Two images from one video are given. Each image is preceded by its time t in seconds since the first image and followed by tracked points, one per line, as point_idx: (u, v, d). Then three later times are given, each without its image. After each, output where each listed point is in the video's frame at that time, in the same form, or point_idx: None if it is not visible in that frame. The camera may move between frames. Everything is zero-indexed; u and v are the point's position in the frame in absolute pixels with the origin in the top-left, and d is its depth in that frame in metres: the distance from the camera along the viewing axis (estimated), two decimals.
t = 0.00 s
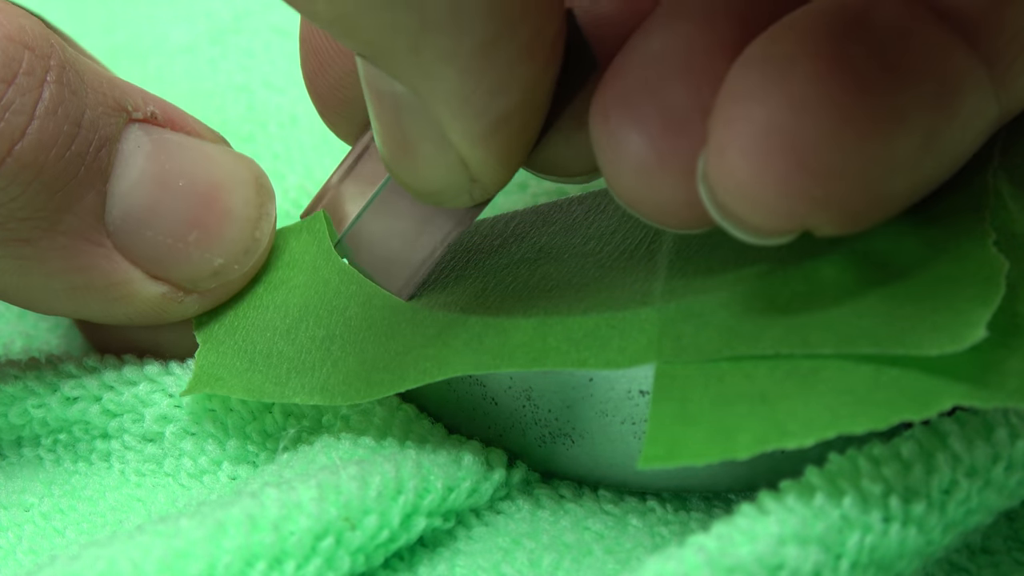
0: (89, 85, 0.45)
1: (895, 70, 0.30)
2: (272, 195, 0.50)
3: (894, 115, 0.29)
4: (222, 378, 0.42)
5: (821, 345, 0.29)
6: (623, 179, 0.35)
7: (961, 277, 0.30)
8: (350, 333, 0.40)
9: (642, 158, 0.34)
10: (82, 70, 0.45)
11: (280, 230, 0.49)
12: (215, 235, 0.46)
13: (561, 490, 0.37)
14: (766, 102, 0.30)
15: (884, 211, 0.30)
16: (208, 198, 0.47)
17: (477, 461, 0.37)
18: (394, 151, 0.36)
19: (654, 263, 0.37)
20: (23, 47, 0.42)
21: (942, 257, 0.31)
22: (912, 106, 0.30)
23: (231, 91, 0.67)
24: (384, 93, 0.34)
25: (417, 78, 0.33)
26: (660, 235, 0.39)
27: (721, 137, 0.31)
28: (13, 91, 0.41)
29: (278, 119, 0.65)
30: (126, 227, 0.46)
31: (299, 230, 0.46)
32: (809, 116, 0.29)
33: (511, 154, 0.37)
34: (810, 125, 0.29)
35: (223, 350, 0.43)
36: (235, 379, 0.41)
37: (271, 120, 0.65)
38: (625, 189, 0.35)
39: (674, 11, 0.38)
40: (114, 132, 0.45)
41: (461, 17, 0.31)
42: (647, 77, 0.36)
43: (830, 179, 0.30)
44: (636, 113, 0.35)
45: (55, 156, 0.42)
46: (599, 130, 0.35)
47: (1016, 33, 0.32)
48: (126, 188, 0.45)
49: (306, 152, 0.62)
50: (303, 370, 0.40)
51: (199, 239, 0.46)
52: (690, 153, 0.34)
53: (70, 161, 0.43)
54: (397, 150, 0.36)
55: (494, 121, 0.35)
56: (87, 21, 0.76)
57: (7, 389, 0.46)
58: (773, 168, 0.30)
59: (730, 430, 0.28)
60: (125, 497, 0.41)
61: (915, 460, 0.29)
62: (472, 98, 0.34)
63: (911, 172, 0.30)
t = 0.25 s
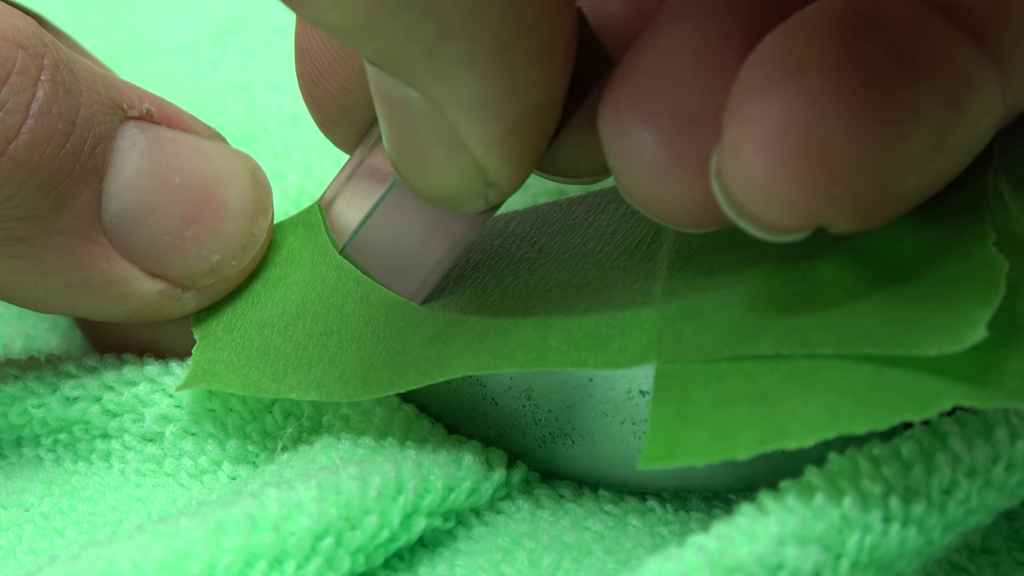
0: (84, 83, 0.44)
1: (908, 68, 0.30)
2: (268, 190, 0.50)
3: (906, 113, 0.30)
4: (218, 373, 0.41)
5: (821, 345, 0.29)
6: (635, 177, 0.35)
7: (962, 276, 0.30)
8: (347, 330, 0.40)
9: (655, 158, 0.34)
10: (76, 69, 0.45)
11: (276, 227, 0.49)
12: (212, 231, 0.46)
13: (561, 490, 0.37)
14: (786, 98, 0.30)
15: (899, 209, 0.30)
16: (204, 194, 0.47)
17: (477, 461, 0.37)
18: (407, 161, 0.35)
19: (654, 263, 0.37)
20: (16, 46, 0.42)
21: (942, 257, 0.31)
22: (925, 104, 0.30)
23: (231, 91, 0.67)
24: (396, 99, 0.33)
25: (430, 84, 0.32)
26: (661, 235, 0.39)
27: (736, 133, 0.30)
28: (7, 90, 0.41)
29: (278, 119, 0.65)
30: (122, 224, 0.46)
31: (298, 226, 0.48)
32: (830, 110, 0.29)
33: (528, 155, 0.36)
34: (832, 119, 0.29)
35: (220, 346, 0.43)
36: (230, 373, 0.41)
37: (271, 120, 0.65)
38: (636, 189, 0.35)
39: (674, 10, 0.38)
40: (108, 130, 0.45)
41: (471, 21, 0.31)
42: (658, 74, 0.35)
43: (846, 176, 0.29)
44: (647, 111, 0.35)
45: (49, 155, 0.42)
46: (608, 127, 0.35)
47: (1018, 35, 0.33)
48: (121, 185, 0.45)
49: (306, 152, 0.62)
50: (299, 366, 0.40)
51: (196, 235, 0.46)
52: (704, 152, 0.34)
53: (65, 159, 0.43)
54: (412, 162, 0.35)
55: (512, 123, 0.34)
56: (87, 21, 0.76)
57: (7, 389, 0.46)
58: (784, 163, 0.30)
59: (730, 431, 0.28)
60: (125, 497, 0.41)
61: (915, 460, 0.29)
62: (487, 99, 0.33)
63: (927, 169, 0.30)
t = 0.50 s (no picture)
0: (84, 83, 0.44)
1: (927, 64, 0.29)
2: (270, 191, 0.50)
3: (923, 110, 0.29)
4: (216, 367, 0.41)
5: (821, 346, 0.29)
6: (649, 175, 0.34)
7: (963, 277, 0.30)
8: (346, 329, 0.40)
9: (669, 156, 0.34)
10: (77, 67, 0.44)
11: (276, 224, 0.49)
12: (212, 229, 0.46)
13: (561, 490, 0.37)
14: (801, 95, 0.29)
15: (912, 207, 0.30)
16: (205, 192, 0.47)
17: (477, 462, 0.37)
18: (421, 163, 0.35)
19: (654, 263, 0.37)
20: (16, 45, 0.42)
21: (942, 257, 0.31)
22: (943, 101, 0.29)
23: (231, 91, 0.67)
24: (410, 103, 0.33)
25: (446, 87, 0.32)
26: (661, 235, 0.39)
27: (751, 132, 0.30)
28: (8, 90, 0.41)
29: (278, 119, 0.65)
30: (123, 223, 0.46)
31: (296, 222, 0.47)
32: (844, 109, 0.29)
33: (545, 156, 0.35)
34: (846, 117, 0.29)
35: (218, 342, 0.43)
36: (227, 368, 0.41)
37: (271, 120, 0.65)
38: (649, 187, 0.34)
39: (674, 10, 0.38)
40: (108, 129, 0.45)
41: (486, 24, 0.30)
42: (672, 68, 0.35)
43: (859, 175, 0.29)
44: (661, 108, 0.34)
45: (49, 155, 0.42)
46: (620, 125, 0.35)
47: None
48: (121, 184, 0.45)
49: (306, 152, 0.62)
50: (297, 363, 0.40)
51: (197, 234, 0.46)
52: (717, 148, 0.34)
53: (66, 158, 0.43)
54: (426, 164, 0.35)
55: (529, 125, 0.34)
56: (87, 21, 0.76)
57: (7, 389, 0.46)
58: (801, 161, 0.29)
59: (730, 431, 0.28)
60: (125, 497, 0.41)
61: (915, 461, 0.29)
62: (505, 101, 0.33)
63: (943, 168, 0.30)
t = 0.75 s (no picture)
0: (87, 81, 0.44)
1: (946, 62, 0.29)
2: (272, 187, 0.49)
3: (941, 110, 0.29)
4: (217, 366, 0.41)
5: (822, 346, 0.29)
6: (665, 176, 0.34)
7: (962, 277, 0.30)
8: (346, 326, 0.40)
9: (685, 156, 0.34)
10: (79, 66, 0.44)
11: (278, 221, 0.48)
12: (214, 227, 0.45)
13: (561, 490, 0.37)
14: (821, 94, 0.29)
15: (930, 206, 0.30)
16: (207, 190, 0.46)
17: (477, 462, 0.37)
18: (434, 165, 0.35)
19: (654, 263, 0.37)
20: (17, 44, 0.42)
21: (943, 258, 0.31)
22: (961, 100, 0.29)
23: (231, 91, 0.67)
24: (424, 103, 0.33)
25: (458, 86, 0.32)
26: (661, 235, 0.39)
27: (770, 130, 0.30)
28: (9, 89, 0.41)
29: (278, 119, 0.65)
30: (124, 221, 0.46)
31: (296, 220, 0.47)
32: (862, 108, 0.29)
33: (560, 157, 0.36)
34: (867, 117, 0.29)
35: (220, 340, 0.43)
36: (228, 366, 0.41)
37: (271, 120, 0.65)
38: (665, 188, 0.34)
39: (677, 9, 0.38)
40: (111, 128, 0.45)
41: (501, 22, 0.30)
42: (687, 68, 0.35)
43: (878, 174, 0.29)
44: (677, 107, 0.34)
45: (50, 154, 0.42)
46: (635, 125, 0.35)
47: None
48: (124, 182, 0.45)
49: (306, 151, 0.62)
50: (300, 361, 0.40)
51: (198, 232, 0.46)
52: (735, 149, 0.34)
53: (67, 157, 0.43)
54: (440, 166, 0.35)
55: (542, 126, 0.34)
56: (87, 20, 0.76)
57: (7, 389, 0.46)
58: (818, 162, 0.29)
59: (731, 431, 0.28)
60: (125, 497, 0.41)
61: (915, 461, 0.29)
62: (519, 101, 0.33)
63: (961, 167, 0.30)
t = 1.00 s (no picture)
0: (88, 82, 0.44)
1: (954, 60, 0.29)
2: (273, 188, 0.49)
3: (949, 109, 0.29)
4: (218, 366, 0.41)
5: (822, 346, 0.29)
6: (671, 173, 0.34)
7: (963, 277, 0.30)
8: (345, 326, 0.40)
9: (692, 155, 0.34)
10: (80, 67, 0.44)
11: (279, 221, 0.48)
12: (215, 229, 0.45)
13: (561, 490, 0.37)
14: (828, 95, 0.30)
15: (939, 203, 0.30)
16: (208, 191, 0.46)
17: (477, 462, 0.37)
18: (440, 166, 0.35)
19: (655, 263, 0.37)
20: (19, 45, 0.42)
21: (943, 258, 0.31)
22: (969, 99, 0.29)
23: (231, 92, 0.67)
24: (432, 104, 0.33)
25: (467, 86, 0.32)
26: (661, 235, 0.39)
27: (778, 129, 0.30)
28: (11, 90, 0.41)
29: (278, 119, 0.65)
30: (126, 223, 0.46)
31: (296, 220, 0.47)
32: (869, 107, 0.29)
33: (569, 158, 0.35)
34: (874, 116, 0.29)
35: (221, 341, 0.43)
36: (227, 366, 0.41)
37: (271, 121, 0.65)
38: (671, 187, 0.35)
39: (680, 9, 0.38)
40: (113, 129, 0.45)
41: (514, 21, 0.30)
42: (695, 66, 0.34)
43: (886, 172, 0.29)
44: (685, 106, 0.34)
45: (52, 155, 0.42)
46: (643, 123, 0.35)
47: None
48: (125, 184, 0.45)
49: (306, 152, 0.62)
50: (302, 360, 0.40)
51: (200, 233, 0.46)
52: (742, 148, 0.34)
53: (69, 159, 0.43)
54: (446, 167, 0.35)
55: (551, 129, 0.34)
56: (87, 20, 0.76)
57: (7, 389, 0.46)
58: (825, 160, 0.29)
59: (731, 431, 0.28)
60: (124, 497, 0.41)
61: (915, 461, 0.29)
62: (528, 101, 0.33)
63: (969, 166, 0.30)
